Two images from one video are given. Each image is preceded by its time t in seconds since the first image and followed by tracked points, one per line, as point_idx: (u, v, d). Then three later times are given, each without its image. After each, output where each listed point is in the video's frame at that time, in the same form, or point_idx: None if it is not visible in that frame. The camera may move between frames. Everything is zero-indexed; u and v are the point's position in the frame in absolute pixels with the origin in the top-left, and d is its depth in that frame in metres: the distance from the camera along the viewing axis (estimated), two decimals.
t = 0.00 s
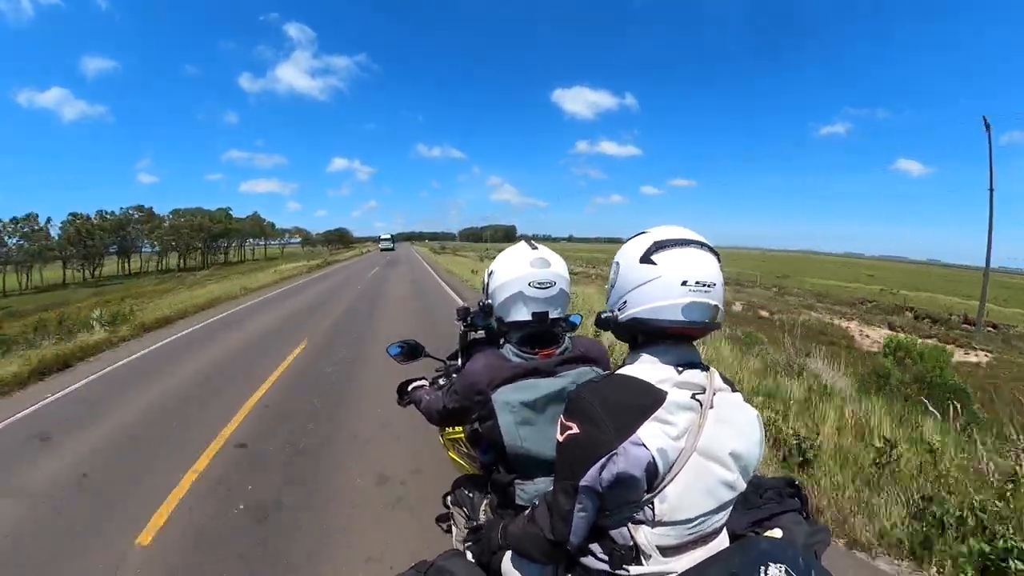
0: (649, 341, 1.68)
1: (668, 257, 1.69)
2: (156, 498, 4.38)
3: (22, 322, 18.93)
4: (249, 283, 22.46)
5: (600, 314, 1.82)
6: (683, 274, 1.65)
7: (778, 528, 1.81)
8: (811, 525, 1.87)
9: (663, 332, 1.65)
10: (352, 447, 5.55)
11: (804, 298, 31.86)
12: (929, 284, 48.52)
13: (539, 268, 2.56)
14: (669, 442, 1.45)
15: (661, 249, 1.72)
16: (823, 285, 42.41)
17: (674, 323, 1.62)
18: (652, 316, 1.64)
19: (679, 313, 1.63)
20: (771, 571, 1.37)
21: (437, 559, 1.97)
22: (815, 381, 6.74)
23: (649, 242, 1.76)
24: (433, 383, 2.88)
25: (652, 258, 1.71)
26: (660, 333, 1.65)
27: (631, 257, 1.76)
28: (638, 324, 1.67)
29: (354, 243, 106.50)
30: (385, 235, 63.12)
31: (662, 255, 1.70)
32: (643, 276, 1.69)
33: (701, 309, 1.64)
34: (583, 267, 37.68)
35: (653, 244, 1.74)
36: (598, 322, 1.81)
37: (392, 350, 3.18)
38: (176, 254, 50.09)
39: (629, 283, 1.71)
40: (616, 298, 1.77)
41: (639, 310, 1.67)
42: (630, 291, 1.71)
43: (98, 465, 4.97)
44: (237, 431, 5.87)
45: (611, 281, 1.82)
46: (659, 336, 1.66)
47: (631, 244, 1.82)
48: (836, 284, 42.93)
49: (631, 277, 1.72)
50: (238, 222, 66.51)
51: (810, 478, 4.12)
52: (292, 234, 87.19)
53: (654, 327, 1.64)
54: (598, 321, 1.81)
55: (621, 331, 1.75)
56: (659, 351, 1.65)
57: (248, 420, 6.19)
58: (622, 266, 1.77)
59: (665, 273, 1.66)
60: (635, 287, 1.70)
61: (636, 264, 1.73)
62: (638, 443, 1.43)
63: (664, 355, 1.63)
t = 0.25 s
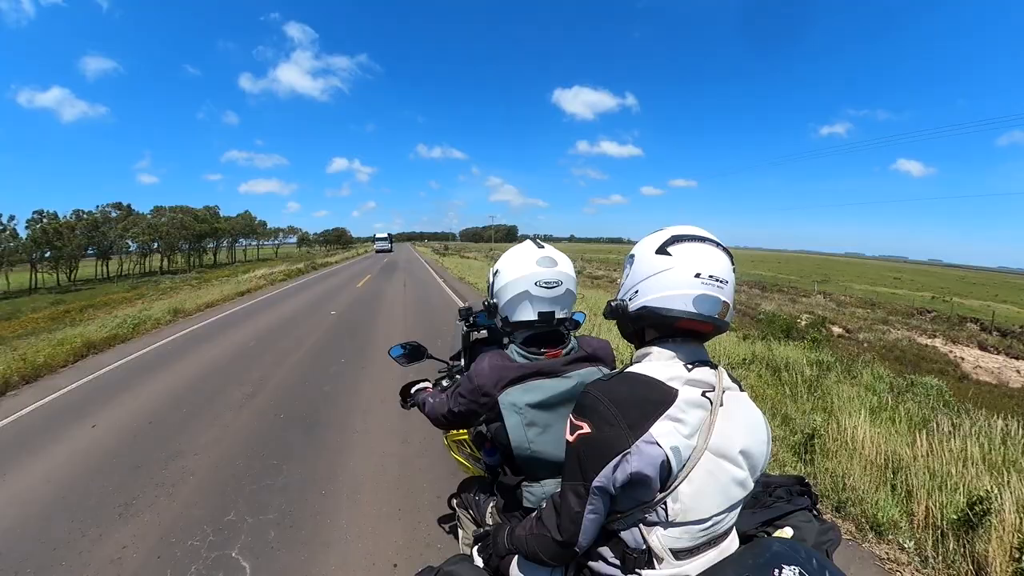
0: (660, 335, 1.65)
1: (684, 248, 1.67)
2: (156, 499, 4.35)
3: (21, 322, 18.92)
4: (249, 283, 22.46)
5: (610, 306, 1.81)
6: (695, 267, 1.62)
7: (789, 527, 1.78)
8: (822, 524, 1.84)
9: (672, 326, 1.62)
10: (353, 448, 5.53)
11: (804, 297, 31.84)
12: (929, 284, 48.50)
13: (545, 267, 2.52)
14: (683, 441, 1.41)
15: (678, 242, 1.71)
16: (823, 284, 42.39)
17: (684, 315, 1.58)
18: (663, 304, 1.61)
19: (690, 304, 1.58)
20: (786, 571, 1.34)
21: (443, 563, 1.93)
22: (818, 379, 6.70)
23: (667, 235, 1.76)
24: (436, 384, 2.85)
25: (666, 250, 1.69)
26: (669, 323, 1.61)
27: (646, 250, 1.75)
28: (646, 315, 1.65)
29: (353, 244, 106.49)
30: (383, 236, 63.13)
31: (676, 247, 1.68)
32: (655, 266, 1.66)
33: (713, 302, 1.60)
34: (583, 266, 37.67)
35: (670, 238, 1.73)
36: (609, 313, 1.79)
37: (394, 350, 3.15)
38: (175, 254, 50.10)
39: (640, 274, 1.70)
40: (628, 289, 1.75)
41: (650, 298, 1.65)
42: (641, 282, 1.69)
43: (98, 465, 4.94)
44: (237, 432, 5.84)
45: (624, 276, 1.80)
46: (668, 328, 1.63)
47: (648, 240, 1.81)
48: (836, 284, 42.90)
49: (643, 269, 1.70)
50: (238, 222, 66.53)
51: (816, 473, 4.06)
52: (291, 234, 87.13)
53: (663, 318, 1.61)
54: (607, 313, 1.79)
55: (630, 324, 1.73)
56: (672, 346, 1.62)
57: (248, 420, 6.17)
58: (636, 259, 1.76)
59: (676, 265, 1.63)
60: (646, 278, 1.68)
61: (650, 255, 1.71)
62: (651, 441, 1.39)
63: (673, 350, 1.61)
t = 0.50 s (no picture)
0: (657, 332, 1.66)
1: (676, 245, 1.68)
2: (156, 499, 4.36)
3: (20, 323, 18.96)
4: (248, 284, 22.48)
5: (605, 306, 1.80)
6: (689, 262, 1.63)
7: (786, 522, 1.79)
8: (819, 519, 1.85)
9: (668, 322, 1.63)
10: (353, 447, 5.54)
11: (803, 297, 31.87)
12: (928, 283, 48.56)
13: (540, 269, 2.53)
14: (681, 437, 1.42)
15: (669, 240, 1.72)
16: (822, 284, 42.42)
17: (680, 310, 1.59)
18: (658, 301, 1.62)
19: (686, 298, 1.59)
20: (782, 563, 1.35)
21: (443, 560, 1.93)
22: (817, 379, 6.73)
23: (658, 234, 1.77)
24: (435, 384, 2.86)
25: (659, 247, 1.69)
26: (666, 320, 1.62)
27: (639, 248, 1.75)
28: (642, 312, 1.65)
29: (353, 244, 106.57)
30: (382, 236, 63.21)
31: (669, 244, 1.69)
32: (649, 264, 1.67)
33: (708, 295, 1.61)
34: (582, 267, 37.71)
35: (662, 236, 1.74)
36: (604, 310, 1.79)
37: (393, 350, 3.16)
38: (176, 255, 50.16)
39: (634, 272, 1.70)
40: (623, 287, 1.76)
41: (645, 295, 1.65)
42: (636, 279, 1.69)
43: (97, 466, 4.95)
44: (237, 432, 5.86)
45: (618, 277, 1.81)
46: (664, 325, 1.64)
47: (640, 239, 1.81)
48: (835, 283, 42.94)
49: (637, 267, 1.70)
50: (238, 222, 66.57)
51: (813, 471, 4.06)
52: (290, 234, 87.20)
53: (659, 314, 1.62)
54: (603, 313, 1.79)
55: (625, 322, 1.73)
56: (670, 342, 1.63)
57: (248, 421, 6.18)
58: (629, 257, 1.76)
59: (670, 262, 1.64)
60: (640, 276, 1.68)
61: (643, 254, 1.72)
62: (650, 438, 1.40)
63: (668, 345, 1.62)
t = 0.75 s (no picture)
0: (652, 332, 1.67)
1: (672, 247, 1.69)
2: (154, 498, 4.38)
3: (19, 323, 18.97)
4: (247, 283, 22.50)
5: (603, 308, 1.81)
6: (684, 263, 1.64)
7: (778, 521, 1.80)
8: (811, 518, 1.87)
9: (665, 323, 1.64)
10: (351, 447, 5.56)
11: (802, 296, 31.88)
12: (927, 283, 48.60)
13: (530, 264, 2.55)
14: (675, 433, 1.44)
15: (664, 241, 1.73)
16: (821, 284, 42.44)
17: (677, 311, 1.61)
18: (656, 303, 1.63)
19: (682, 300, 1.61)
20: (771, 563, 1.36)
21: (437, 556, 1.95)
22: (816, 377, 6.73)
23: (653, 237, 1.78)
24: (431, 381, 2.88)
25: (654, 250, 1.71)
26: (663, 321, 1.63)
27: (633, 251, 1.76)
28: (639, 314, 1.66)
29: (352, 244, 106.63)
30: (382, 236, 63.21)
31: (664, 245, 1.70)
32: (645, 266, 1.68)
33: (703, 297, 1.63)
34: (581, 267, 37.72)
35: (656, 238, 1.75)
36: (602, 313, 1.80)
37: (390, 348, 3.18)
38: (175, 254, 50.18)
39: (630, 275, 1.71)
40: (619, 290, 1.77)
41: (642, 298, 1.66)
42: (632, 282, 1.71)
43: (96, 465, 4.97)
44: (236, 431, 5.88)
45: (613, 279, 1.82)
46: (661, 325, 1.65)
47: (635, 241, 1.83)
48: (834, 283, 42.97)
49: (632, 270, 1.71)
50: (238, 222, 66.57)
51: (810, 472, 4.07)
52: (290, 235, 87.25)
53: (656, 316, 1.63)
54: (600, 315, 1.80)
55: (622, 323, 1.73)
56: (666, 342, 1.64)
57: (247, 421, 6.20)
58: (624, 260, 1.77)
59: (666, 264, 1.65)
60: (636, 278, 1.70)
61: (638, 256, 1.73)
62: (644, 434, 1.42)
63: (666, 346, 1.63)
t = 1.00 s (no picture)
0: (665, 337, 1.65)
1: (687, 249, 1.67)
2: (153, 498, 4.37)
3: (17, 322, 18.96)
4: (246, 283, 22.49)
5: (616, 312, 1.78)
6: (701, 265, 1.62)
7: (780, 528, 1.78)
8: (813, 524, 1.85)
9: (683, 327, 1.61)
10: (351, 447, 5.55)
11: (801, 296, 31.89)
12: (926, 284, 48.63)
13: (531, 267, 2.53)
14: (683, 442, 1.42)
15: (678, 243, 1.71)
16: (820, 284, 42.47)
17: (696, 315, 1.58)
18: (674, 307, 1.60)
19: (701, 303, 1.59)
20: (774, 571, 1.34)
21: (436, 560, 1.93)
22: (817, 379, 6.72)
23: (667, 237, 1.75)
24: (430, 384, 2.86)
25: (669, 251, 1.68)
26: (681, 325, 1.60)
27: (647, 253, 1.73)
28: (655, 318, 1.63)
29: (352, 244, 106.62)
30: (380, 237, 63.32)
31: (679, 247, 1.68)
32: (660, 269, 1.66)
33: (720, 299, 1.61)
34: (581, 267, 37.72)
35: (670, 239, 1.73)
36: (616, 317, 1.77)
37: (389, 350, 3.16)
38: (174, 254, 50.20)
39: (645, 278, 1.68)
40: (632, 293, 1.74)
41: (659, 302, 1.63)
42: (647, 285, 1.68)
43: (95, 466, 4.96)
44: (235, 432, 5.86)
45: (626, 283, 1.79)
46: (676, 329, 1.62)
47: (646, 242, 1.80)
48: (833, 283, 43.00)
49: (647, 273, 1.69)
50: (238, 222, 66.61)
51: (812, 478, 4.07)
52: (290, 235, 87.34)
53: (676, 319, 1.60)
54: (614, 319, 1.77)
55: (636, 328, 1.71)
56: (679, 347, 1.62)
57: (246, 421, 6.18)
58: (637, 262, 1.74)
59: (681, 266, 1.63)
60: (651, 282, 1.67)
61: (652, 258, 1.70)
62: (653, 441, 1.40)
63: (682, 351, 1.61)
